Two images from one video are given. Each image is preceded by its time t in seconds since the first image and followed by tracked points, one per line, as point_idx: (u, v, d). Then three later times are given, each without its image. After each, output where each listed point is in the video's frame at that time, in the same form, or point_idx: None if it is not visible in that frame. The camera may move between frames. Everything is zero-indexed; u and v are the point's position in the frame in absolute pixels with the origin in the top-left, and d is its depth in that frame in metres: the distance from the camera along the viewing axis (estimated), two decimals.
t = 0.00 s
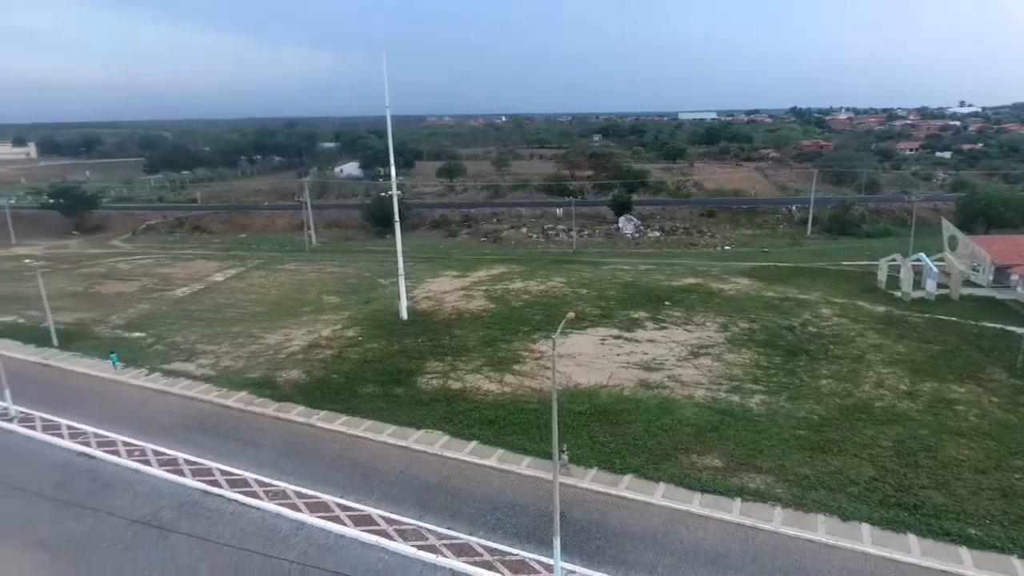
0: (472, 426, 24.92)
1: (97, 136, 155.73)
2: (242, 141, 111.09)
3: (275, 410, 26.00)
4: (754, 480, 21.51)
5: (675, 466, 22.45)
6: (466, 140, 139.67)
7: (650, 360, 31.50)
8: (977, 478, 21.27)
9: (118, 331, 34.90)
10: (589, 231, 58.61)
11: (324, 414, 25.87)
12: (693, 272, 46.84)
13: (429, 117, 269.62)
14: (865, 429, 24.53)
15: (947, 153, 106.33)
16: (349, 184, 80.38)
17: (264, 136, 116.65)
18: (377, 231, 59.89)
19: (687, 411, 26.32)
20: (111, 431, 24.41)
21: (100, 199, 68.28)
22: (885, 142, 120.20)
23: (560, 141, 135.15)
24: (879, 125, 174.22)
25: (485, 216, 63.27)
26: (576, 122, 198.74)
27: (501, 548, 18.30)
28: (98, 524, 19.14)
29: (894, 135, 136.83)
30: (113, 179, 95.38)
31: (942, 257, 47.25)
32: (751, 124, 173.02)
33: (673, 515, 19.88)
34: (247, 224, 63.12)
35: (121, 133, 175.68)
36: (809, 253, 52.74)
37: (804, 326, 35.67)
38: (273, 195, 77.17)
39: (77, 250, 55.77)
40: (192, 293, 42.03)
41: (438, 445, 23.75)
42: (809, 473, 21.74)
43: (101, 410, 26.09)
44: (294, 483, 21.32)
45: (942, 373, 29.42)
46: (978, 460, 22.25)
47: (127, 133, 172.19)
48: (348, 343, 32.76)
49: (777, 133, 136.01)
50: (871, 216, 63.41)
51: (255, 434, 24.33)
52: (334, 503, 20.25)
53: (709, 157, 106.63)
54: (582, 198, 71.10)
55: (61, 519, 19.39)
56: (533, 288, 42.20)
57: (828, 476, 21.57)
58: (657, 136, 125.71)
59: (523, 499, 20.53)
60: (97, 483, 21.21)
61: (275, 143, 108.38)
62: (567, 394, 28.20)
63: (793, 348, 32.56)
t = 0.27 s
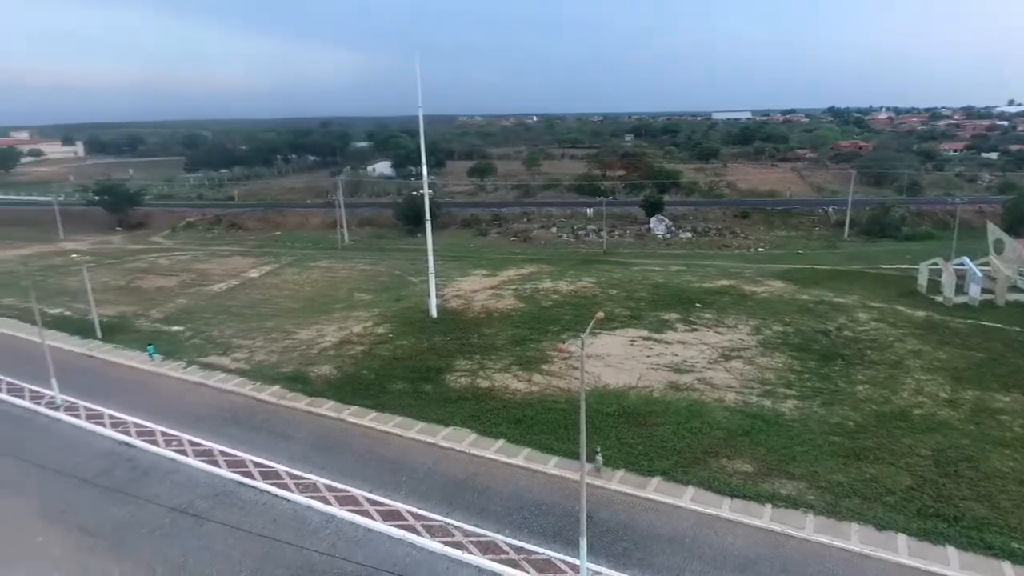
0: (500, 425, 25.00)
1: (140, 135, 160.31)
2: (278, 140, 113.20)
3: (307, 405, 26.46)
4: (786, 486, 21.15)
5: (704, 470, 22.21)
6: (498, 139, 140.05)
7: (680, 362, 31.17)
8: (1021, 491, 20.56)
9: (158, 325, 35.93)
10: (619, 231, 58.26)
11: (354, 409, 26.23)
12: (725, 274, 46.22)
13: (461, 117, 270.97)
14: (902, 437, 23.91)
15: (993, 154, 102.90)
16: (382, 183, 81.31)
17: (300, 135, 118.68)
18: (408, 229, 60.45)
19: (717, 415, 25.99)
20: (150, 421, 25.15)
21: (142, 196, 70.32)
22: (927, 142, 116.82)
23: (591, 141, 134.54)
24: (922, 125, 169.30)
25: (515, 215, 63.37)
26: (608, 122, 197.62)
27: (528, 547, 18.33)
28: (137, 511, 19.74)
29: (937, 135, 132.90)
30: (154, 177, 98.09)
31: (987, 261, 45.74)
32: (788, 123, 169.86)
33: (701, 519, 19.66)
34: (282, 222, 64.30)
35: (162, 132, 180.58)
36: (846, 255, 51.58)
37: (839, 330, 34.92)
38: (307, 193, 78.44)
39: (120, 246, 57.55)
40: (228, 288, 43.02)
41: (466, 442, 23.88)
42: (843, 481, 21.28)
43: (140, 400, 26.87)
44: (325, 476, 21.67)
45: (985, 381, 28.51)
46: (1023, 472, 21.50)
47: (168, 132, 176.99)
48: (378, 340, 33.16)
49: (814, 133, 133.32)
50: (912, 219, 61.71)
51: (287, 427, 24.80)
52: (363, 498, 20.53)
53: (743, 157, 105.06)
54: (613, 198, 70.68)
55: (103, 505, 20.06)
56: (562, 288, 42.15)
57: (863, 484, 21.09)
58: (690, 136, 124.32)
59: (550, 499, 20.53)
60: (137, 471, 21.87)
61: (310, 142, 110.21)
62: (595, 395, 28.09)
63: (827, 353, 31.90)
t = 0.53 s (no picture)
0: (531, 424, 25.02)
1: (185, 134, 164.95)
2: (317, 140, 115.27)
3: (341, 400, 26.90)
4: (822, 495, 20.69)
5: (738, 475, 21.87)
6: (533, 139, 140.08)
7: (715, 366, 30.74)
8: None
9: (200, 319, 36.95)
10: (655, 233, 57.71)
11: (388, 405, 26.57)
12: (763, 277, 45.40)
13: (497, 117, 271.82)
14: (947, 448, 23.15)
15: None
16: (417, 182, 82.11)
17: (338, 135, 120.56)
18: (443, 228, 60.91)
19: (752, 420, 25.56)
20: (191, 411, 25.90)
21: (187, 194, 72.39)
22: (979, 143, 112.77)
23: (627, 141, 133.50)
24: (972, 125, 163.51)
25: (549, 215, 63.30)
26: (644, 122, 195.93)
27: (557, 547, 18.31)
28: (178, 498, 20.35)
29: (989, 136, 128.20)
30: (198, 175, 100.83)
31: None
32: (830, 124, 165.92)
33: (734, 525, 19.38)
34: (320, 220, 65.45)
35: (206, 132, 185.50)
36: (890, 259, 50.14)
37: (881, 336, 33.97)
38: (345, 192, 79.67)
39: (166, 241, 59.35)
40: (268, 284, 44.00)
41: (497, 441, 23.98)
42: (883, 491, 20.73)
43: (183, 391, 27.69)
44: (358, 470, 22.01)
45: None
46: None
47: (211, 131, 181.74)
48: (412, 337, 33.51)
49: (858, 133, 130.02)
50: (960, 222, 59.64)
51: (322, 421, 25.26)
52: (394, 492, 20.78)
53: (784, 158, 102.99)
54: (648, 198, 70.06)
55: (146, 491, 20.74)
56: (595, 288, 41.96)
57: (904, 495, 20.50)
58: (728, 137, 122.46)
59: (580, 500, 20.48)
60: (178, 459, 22.55)
61: (348, 142, 111.94)
62: (627, 397, 27.89)
63: (868, 359, 31.07)
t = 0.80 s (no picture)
0: (562, 424, 25.03)
1: (228, 134, 169.25)
2: (355, 139, 117.00)
3: (375, 395, 27.32)
4: (861, 504, 20.21)
5: (773, 482, 21.50)
6: (568, 139, 139.69)
7: (750, 370, 30.24)
8: None
9: (241, 313, 37.92)
10: (691, 234, 57.00)
11: (420, 402, 26.88)
12: (802, 280, 44.47)
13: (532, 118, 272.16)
14: (994, 460, 22.36)
15: None
16: (453, 181, 82.71)
17: (376, 134, 122.17)
18: (477, 227, 61.24)
19: (788, 426, 25.08)
20: (231, 403, 26.63)
21: (229, 192, 74.29)
22: None
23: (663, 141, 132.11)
24: None
25: (583, 215, 63.09)
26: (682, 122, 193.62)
27: (586, 548, 18.29)
28: (217, 487, 20.96)
29: None
30: (241, 174, 103.34)
31: None
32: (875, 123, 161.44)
33: (768, 533, 19.08)
34: (357, 218, 66.44)
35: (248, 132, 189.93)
36: (936, 264, 48.57)
37: (925, 342, 32.96)
38: (381, 191, 80.71)
39: (208, 238, 61.01)
40: (305, 281, 44.89)
41: (528, 440, 24.05)
42: (926, 503, 20.15)
43: (223, 384, 28.48)
44: (391, 466, 22.33)
45: None
46: None
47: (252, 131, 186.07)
48: (445, 335, 33.82)
49: (905, 133, 126.28)
50: (1012, 226, 57.43)
51: (356, 416, 25.69)
52: (426, 488, 21.03)
53: (825, 159, 100.59)
54: (685, 199, 69.26)
55: (187, 480, 21.40)
56: (629, 290, 41.67)
57: (948, 508, 19.87)
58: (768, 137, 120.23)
59: (611, 502, 20.40)
60: (219, 450, 23.22)
61: (385, 142, 113.32)
62: (660, 399, 27.66)
63: (912, 366, 30.18)
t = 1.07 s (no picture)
0: (597, 425, 24.96)
1: (274, 133, 173.44)
2: (397, 138, 118.57)
3: (413, 392, 27.70)
4: (907, 517, 19.61)
5: (814, 491, 21.02)
6: (609, 139, 138.77)
7: (793, 376, 29.60)
8: None
9: (284, 308, 38.93)
10: (733, 236, 56.04)
11: (457, 399, 27.15)
12: (848, 284, 43.26)
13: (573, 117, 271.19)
14: None
15: None
16: (493, 181, 83.13)
17: (417, 134, 123.58)
18: (516, 227, 61.43)
19: (831, 434, 24.47)
20: (274, 396, 27.36)
21: (275, 190, 76.24)
22: None
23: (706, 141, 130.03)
24: None
25: (623, 215, 62.67)
26: (726, 121, 190.20)
27: (620, 550, 18.21)
28: (260, 476, 21.60)
29: None
30: (286, 172, 105.88)
31: None
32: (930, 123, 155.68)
33: (808, 543, 18.68)
34: (398, 217, 67.37)
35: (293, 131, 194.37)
36: (993, 270, 46.62)
37: (980, 352, 31.71)
38: (422, 190, 81.60)
39: (255, 234, 62.75)
40: (347, 278, 45.77)
41: (563, 440, 24.05)
42: (977, 519, 19.42)
43: (267, 376, 29.30)
44: (427, 461, 22.62)
45: None
46: None
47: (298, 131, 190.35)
48: (482, 334, 34.06)
49: (962, 133, 121.48)
50: None
51: (394, 412, 26.10)
52: (461, 485, 21.24)
53: (876, 160, 97.50)
54: (727, 200, 68.07)
55: (231, 468, 22.11)
56: (669, 291, 41.24)
57: (1001, 525, 19.12)
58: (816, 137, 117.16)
59: (646, 505, 20.26)
60: (261, 440, 23.91)
61: (426, 141, 114.57)
62: (698, 403, 27.32)
63: (964, 376, 29.09)
